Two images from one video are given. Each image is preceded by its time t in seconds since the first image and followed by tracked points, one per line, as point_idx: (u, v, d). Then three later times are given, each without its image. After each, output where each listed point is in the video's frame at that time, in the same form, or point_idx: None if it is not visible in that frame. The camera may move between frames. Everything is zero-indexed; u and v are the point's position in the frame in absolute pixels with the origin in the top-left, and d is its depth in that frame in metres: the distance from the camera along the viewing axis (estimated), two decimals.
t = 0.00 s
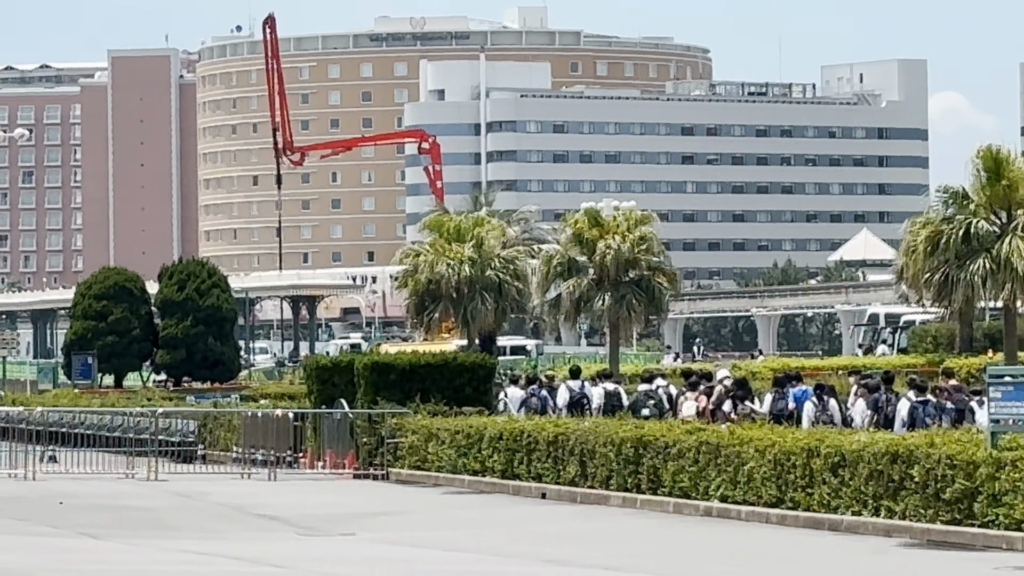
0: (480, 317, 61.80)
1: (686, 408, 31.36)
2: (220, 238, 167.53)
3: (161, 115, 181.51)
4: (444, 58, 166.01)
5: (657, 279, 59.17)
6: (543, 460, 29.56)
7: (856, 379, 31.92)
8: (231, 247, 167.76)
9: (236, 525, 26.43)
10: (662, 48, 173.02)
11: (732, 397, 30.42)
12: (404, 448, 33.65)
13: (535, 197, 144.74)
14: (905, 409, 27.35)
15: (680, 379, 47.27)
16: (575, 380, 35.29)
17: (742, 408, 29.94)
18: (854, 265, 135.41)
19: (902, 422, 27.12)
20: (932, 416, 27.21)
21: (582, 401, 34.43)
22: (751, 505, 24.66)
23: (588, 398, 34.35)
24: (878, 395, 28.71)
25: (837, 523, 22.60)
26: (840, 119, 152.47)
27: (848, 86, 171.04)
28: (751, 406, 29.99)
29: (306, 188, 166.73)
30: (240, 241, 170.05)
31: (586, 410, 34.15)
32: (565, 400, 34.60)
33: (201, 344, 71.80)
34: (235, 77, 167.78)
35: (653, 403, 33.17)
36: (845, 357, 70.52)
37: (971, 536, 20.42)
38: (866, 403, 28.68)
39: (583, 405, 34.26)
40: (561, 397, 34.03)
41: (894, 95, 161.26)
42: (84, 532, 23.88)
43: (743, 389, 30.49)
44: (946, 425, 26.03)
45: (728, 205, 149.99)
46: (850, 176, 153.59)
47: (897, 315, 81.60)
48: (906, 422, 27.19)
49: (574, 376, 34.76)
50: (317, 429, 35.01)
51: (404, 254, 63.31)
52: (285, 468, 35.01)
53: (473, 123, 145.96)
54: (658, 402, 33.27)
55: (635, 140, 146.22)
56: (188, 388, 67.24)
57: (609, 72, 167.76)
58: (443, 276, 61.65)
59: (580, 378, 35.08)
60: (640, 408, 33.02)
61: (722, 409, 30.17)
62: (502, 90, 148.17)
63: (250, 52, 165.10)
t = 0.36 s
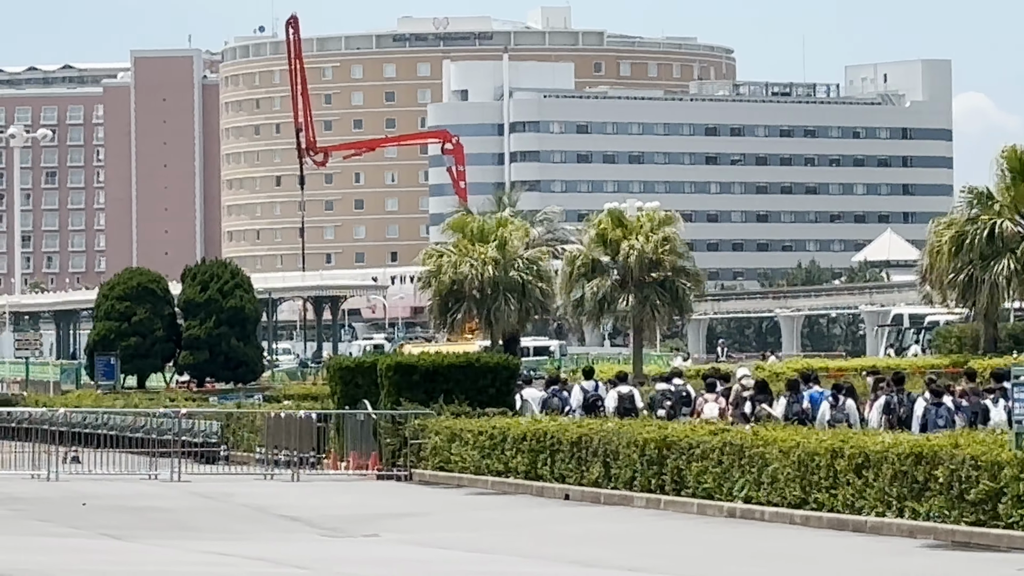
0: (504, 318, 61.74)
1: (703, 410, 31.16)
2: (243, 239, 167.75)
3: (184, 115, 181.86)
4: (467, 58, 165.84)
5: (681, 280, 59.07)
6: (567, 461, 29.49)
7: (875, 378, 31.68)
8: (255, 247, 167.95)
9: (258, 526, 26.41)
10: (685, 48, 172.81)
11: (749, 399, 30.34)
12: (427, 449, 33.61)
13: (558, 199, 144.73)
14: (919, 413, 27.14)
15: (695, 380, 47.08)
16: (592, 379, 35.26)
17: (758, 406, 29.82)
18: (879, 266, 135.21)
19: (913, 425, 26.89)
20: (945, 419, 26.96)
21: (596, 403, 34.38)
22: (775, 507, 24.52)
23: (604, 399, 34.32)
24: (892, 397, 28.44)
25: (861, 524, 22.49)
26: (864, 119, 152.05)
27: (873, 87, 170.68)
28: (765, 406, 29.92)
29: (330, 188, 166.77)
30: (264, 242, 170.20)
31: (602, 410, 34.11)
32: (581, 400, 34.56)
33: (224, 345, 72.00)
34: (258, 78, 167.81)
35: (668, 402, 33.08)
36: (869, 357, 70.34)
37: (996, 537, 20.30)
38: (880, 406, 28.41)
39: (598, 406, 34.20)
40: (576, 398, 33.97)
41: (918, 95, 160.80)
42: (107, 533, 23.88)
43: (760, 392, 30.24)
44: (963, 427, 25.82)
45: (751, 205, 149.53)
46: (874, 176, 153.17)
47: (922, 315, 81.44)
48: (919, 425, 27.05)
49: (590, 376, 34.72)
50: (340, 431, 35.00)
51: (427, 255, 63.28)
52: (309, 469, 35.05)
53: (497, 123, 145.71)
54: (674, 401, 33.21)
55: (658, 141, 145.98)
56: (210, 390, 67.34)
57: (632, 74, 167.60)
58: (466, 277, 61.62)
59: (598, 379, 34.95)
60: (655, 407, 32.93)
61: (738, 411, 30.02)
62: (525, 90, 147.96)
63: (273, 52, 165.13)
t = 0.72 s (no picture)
0: (529, 319, 61.72)
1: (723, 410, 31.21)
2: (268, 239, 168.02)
3: (209, 116, 181.95)
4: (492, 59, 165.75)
5: (706, 281, 59.03)
6: (593, 462, 29.45)
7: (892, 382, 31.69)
8: (280, 248, 168.18)
9: (283, 527, 26.42)
10: (710, 48, 172.62)
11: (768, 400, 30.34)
12: (454, 449, 33.60)
13: (584, 199, 144.74)
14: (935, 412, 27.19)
15: (717, 381, 47.11)
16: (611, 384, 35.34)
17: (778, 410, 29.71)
18: (905, 266, 135.00)
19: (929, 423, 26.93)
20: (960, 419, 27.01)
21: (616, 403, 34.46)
22: (800, 508, 24.45)
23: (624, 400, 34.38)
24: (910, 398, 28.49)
25: (887, 525, 22.41)
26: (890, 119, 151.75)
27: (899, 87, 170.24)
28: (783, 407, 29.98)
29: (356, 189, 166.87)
30: (290, 243, 170.44)
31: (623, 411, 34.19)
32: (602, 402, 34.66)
33: (250, 346, 72.11)
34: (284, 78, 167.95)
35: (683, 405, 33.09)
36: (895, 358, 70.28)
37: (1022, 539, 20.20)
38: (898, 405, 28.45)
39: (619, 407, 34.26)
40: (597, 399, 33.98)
41: (944, 95, 160.44)
42: (132, 534, 23.92)
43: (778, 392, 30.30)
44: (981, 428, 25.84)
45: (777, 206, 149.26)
46: (900, 177, 152.78)
47: (947, 315, 81.34)
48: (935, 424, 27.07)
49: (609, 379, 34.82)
50: (365, 432, 34.99)
51: (453, 255, 63.30)
52: (334, 470, 35.01)
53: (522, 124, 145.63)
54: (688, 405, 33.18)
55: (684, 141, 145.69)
56: (238, 391, 67.64)
57: (658, 74, 167.50)
58: (492, 279, 61.63)
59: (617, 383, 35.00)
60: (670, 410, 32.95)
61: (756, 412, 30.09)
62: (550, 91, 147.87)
63: (299, 53, 165.26)
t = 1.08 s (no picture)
0: (553, 319, 61.63)
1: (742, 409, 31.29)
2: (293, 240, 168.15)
3: (233, 117, 182.13)
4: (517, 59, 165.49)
5: (730, 281, 58.88)
6: (617, 463, 29.40)
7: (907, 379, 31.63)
8: (304, 249, 168.33)
9: (309, 527, 26.37)
10: (734, 48, 172.35)
11: (781, 399, 30.20)
12: (478, 450, 33.60)
13: (609, 200, 144.78)
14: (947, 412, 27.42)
15: (740, 381, 46.92)
16: (626, 382, 35.70)
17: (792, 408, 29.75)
18: (931, 267, 134.72)
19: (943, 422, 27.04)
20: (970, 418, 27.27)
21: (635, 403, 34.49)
22: (825, 508, 24.37)
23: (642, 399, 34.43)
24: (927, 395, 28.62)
25: (912, 525, 22.34)
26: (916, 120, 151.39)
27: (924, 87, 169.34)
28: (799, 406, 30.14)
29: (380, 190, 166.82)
30: (314, 244, 170.68)
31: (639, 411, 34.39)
32: (619, 401, 34.69)
33: (275, 346, 72.15)
34: (307, 79, 167.98)
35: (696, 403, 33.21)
36: (922, 359, 70.05)
37: None
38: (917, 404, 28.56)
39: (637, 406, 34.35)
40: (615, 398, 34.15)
41: (969, 95, 159.92)
42: (159, 535, 23.90)
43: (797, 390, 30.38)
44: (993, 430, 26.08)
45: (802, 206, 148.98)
46: (925, 177, 152.35)
47: (973, 315, 81.06)
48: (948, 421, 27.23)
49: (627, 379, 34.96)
50: (390, 433, 34.94)
51: (477, 256, 63.23)
52: (358, 471, 35.01)
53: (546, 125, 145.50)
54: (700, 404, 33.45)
55: (709, 141, 145.34)
56: (262, 391, 67.68)
57: (682, 74, 167.21)
58: (516, 280, 61.55)
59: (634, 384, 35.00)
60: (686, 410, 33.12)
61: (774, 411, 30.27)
62: (574, 92, 147.65)
63: (323, 53, 165.24)
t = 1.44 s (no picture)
0: (575, 320, 61.65)
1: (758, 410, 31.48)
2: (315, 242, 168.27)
3: (255, 118, 182.38)
4: (538, 61, 165.41)
5: (752, 281, 58.86)
6: (639, 464, 29.35)
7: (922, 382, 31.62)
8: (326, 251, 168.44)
9: (332, 529, 26.36)
10: (756, 49, 172.18)
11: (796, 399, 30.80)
12: (501, 451, 33.57)
13: (632, 201, 144.91)
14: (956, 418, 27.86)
15: (763, 383, 46.76)
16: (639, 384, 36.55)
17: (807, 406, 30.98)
18: (953, 268, 134.41)
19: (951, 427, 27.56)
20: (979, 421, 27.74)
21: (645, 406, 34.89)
22: (848, 509, 24.29)
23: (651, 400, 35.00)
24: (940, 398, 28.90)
25: (935, 526, 22.28)
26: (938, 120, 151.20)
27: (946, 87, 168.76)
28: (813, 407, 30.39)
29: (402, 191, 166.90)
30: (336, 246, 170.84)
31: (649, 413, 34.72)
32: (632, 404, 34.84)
33: (297, 347, 72.26)
34: (330, 80, 168.11)
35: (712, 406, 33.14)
36: (944, 359, 69.87)
37: None
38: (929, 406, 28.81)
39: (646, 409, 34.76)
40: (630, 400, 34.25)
41: (992, 95, 159.47)
42: (181, 537, 23.90)
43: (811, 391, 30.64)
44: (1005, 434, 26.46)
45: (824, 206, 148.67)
46: (947, 178, 152.01)
47: (994, 316, 80.81)
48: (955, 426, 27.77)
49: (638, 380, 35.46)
50: (412, 434, 34.90)
51: (499, 257, 63.25)
52: (381, 472, 34.96)
53: (568, 126, 145.44)
54: (714, 403, 34.19)
55: (731, 142, 145.02)
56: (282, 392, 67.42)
57: (704, 75, 166.94)
58: (538, 281, 61.58)
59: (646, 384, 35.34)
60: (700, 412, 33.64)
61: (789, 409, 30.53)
62: (596, 93, 147.56)
63: (345, 55, 165.39)
